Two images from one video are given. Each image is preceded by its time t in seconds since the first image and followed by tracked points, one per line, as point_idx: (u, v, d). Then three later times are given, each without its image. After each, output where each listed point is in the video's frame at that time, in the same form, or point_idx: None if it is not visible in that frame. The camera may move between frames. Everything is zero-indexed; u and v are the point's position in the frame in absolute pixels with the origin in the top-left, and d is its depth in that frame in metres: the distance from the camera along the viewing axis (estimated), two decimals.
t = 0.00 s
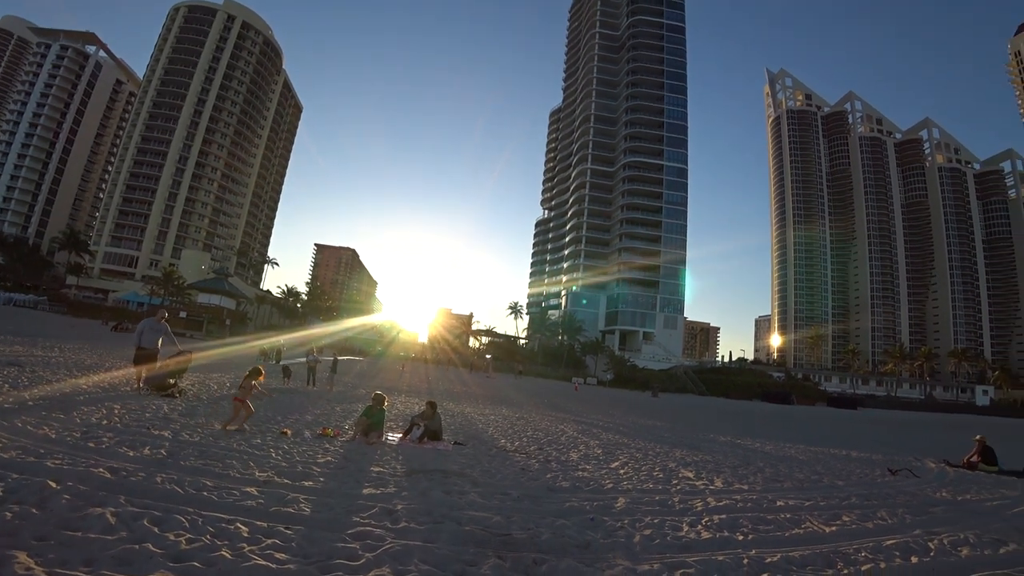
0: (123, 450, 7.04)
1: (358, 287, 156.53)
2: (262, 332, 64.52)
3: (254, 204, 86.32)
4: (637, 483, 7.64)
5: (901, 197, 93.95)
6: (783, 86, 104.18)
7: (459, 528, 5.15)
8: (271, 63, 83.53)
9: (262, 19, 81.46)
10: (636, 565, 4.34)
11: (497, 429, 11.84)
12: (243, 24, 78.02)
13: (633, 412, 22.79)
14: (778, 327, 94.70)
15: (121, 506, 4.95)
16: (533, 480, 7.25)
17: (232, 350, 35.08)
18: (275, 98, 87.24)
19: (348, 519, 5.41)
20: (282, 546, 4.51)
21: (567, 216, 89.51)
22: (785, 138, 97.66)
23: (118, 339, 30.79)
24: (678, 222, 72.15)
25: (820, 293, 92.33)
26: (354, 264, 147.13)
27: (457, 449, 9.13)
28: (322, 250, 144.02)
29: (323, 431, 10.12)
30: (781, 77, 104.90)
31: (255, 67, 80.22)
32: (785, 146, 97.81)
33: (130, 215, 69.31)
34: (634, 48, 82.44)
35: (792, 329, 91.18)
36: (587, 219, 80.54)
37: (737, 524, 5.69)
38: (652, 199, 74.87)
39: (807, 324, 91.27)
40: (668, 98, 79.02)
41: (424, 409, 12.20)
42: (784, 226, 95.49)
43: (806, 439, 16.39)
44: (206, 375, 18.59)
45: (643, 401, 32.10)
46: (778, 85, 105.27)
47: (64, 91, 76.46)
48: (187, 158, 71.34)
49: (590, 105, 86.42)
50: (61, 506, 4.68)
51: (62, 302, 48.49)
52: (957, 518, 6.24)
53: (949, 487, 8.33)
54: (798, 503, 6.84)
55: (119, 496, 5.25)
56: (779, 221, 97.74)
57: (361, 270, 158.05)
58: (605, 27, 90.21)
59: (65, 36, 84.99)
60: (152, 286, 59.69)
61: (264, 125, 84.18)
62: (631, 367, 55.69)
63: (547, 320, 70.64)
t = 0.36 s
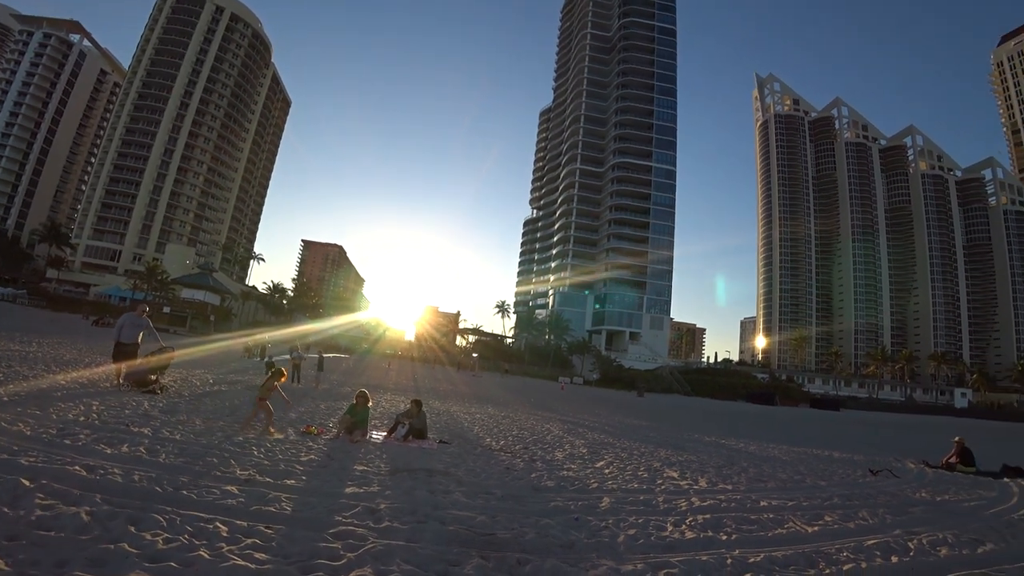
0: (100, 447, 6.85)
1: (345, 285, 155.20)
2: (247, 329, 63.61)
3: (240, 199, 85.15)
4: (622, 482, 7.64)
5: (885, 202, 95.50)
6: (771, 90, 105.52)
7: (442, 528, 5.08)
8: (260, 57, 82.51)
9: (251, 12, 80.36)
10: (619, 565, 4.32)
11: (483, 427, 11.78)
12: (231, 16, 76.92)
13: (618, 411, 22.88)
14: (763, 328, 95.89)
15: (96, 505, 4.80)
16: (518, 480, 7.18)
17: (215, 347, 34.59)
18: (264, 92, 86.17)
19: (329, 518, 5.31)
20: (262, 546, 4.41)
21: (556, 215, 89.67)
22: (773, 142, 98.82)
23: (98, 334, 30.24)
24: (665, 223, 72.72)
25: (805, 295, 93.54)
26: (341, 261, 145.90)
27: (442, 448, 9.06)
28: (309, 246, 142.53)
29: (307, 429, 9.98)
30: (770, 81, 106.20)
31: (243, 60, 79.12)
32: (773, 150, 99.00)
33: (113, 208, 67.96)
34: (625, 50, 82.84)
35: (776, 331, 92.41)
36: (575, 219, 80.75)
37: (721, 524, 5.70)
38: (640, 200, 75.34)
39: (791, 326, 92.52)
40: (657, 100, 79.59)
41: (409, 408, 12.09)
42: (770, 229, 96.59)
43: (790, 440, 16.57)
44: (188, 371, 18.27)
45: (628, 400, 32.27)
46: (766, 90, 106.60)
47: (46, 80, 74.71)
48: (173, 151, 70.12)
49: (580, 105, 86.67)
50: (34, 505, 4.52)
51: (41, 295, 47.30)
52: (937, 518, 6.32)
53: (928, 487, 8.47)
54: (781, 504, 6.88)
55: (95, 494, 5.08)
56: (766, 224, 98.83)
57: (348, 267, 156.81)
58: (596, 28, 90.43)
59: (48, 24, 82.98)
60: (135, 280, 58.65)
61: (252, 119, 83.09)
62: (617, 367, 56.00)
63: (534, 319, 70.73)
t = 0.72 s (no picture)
0: (70, 446, 6.62)
1: (327, 282, 153.34)
2: (226, 326, 62.44)
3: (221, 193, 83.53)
4: (603, 481, 7.66)
5: (863, 207, 97.58)
6: (755, 94, 107.20)
7: (424, 527, 5.02)
8: (243, 50, 81.14)
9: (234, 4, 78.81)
10: (601, 565, 4.31)
11: (465, 426, 11.70)
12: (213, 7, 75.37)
13: (600, 411, 22.99)
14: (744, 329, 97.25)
15: (65, 507, 4.62)
16: (500, 479, 7.13)
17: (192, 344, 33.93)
18: (246, 86, 84.66)
19: (308, 519, 5.19)
20: (239, 547, 4.29)
21: (540, 215, 89.93)
22: (755, 146, 100.33)
23: (69, 330, 29.36)
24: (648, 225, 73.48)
25: (784, 296, 95.09)
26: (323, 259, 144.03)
27: (424, 447, 8.97)
28: (290, 242, 140.50)
29: (286, 428, 9.78)
30: (753, 85, 107.79)
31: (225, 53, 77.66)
32: (755, 153, 100.55)
33: (88, 201, 66.07)
34: (611, 51, 83.26)
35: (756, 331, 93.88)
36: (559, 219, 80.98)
37: (701, 523, 5.73)
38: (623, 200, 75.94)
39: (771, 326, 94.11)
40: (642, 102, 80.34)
41: (390, 407, 11.96)
42: (751, 230, 98.05)
43: (769, 440, 16.83)
44: (163, 369, 17.81)
45: (609, 400, 32.49)
46: (749, 94, 108.20)
47: (20, 67, 72.29)
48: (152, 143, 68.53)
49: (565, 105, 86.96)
50: None
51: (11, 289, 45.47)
52: (910, 515, 6.46)
53: (902, 485, 8.67)
54: (761, 502, 6.95)
55: (64, 496, 4.88)
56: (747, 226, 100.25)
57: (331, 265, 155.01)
58: (583, 28, 90.79)
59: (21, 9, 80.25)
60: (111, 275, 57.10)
61: (234, 113, 81.64)
62: (600, 367, 56.34)
63: (516, 318, 70.72)
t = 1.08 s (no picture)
0: (42, 447, 6.40)
1: (310, 281, 151.60)
2: (207, 324, 61.47)
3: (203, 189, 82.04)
4: (587, 481, 7.66)
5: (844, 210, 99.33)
6: (739, 99, 108.74)
7: (406, 529, 4.95)
8: (227, 44, 79.90)
9: None
10: (585, 564, 4.29)
11: (448, 426, 11.63)
12: None
13: (583, 411, 23.03)
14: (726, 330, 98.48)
15: (36, 510, 4.46)
16: (483, 479, 7.09)
17: (170, 343, 33.29)
18: (229, 80, 83.30)
19: (288, 520, 5.10)
20: (218, 551, 4.17)
21: (525, 215, 90.02)
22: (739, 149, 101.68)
23: (41, 327, 28.53)
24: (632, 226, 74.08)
25: (766, 298, 96.48)
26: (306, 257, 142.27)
27: (407, 446, 8.90)
28: (273, 240, 138.61)
29: (268, 427, 9.64)
30: (737, 90, 109.28)
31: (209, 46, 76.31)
32: (739, 157, 101.91)
33: (65, 195, 64.44)
34: (598, 53, 83.69)
35: (738, 332, 95.21)
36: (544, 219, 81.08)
37: (685, 523, 5.75)
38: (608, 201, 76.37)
39: (753, 327, 95.49)
40: (628, 104, 80.92)
41: (374, 407, 11.84)
42: (734, 233, 99.37)
43: (751, 440, 17.02)
44: (138, 367, 17.41)
45: (591, 401, 32.54)
46: (734, 98, 109.74)
47: None
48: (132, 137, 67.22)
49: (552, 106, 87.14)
50: None
51: None
52: (887, 514, 6.57)
53: (880, 485, 8.83)
54: (743, 502, 7.03)
55: (35, 498, 4.72)
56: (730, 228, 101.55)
57: (314, 263, 153.20)
58: (570, 30, 91.08)
59: None
60: (88, 271, 55.79)
61: (217, 108, 80.26)
62: (584, 367, 56.55)
63: (500, 318, 70.55)
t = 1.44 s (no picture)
0: (10, 443, 6.18)
1: (292, 275, 149.52)
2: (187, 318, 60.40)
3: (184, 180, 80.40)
4: (568, 479, 7.67)
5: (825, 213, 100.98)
6: (725, 101, 109.98)
7: (386, 527, 4.89)
8: (210, 34, 78.39)
9: None
10: (566, 563, 4.28)
11: (431, 422, 11.58)
12: None
13: (564, 408, 23.10)
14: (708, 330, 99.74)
15: (2, 508, 4.30)
16: (464, 476, 7.05)
17: (146, 336, 32.61)
18: (213, 71, 81.76)
19: (267, 518, 5.00)
20: (193, 550, 4.07)
21: (510, 212, 90.01)
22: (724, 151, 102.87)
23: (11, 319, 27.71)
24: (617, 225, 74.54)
25: (748, 297, 97.96)
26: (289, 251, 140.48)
27: (388, 443, 8.84)
28: (255, 233, 136.59)
29: (247, 423, 9.47)
30: (723, 92, 110.49)
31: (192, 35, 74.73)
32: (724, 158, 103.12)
33: (40, 184, 62.63)
34: (586, 52, 83.90)
35: (720, 331, 96.60)
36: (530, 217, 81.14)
37: (666, 520, 5.79)
38: (593, 200, 76.74)
39: (734, 327, 96.94)
40: (615, 104, 81.31)
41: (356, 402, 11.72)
42: (718, 233, 100.60)
43: (731, 438, 17.22)
44: (113, 361, 17.03)
45: (572, 398, 32.69)
46: (720, 100, 110.95)
47: None
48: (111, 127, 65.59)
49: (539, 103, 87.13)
50: None
51: None
52: (863, 511, 6.70)
53: (856, 483, 9.00)
54: (723, 500, 7.10)
55: (2, 497, 4.56)
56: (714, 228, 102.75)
57: (297, 257, 151.34)
58: (559, 28, 91.06)
59: None
60: (63, 263, 54.36)
61: (200, 98, 78.66)
62: (566, 364, 56.82)
63: (484, 315, 70.42)
